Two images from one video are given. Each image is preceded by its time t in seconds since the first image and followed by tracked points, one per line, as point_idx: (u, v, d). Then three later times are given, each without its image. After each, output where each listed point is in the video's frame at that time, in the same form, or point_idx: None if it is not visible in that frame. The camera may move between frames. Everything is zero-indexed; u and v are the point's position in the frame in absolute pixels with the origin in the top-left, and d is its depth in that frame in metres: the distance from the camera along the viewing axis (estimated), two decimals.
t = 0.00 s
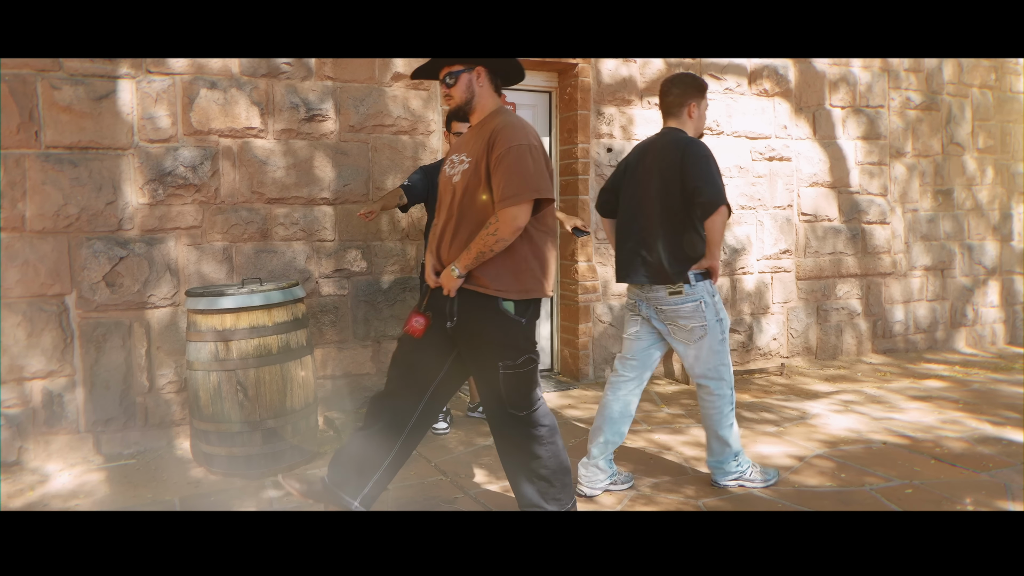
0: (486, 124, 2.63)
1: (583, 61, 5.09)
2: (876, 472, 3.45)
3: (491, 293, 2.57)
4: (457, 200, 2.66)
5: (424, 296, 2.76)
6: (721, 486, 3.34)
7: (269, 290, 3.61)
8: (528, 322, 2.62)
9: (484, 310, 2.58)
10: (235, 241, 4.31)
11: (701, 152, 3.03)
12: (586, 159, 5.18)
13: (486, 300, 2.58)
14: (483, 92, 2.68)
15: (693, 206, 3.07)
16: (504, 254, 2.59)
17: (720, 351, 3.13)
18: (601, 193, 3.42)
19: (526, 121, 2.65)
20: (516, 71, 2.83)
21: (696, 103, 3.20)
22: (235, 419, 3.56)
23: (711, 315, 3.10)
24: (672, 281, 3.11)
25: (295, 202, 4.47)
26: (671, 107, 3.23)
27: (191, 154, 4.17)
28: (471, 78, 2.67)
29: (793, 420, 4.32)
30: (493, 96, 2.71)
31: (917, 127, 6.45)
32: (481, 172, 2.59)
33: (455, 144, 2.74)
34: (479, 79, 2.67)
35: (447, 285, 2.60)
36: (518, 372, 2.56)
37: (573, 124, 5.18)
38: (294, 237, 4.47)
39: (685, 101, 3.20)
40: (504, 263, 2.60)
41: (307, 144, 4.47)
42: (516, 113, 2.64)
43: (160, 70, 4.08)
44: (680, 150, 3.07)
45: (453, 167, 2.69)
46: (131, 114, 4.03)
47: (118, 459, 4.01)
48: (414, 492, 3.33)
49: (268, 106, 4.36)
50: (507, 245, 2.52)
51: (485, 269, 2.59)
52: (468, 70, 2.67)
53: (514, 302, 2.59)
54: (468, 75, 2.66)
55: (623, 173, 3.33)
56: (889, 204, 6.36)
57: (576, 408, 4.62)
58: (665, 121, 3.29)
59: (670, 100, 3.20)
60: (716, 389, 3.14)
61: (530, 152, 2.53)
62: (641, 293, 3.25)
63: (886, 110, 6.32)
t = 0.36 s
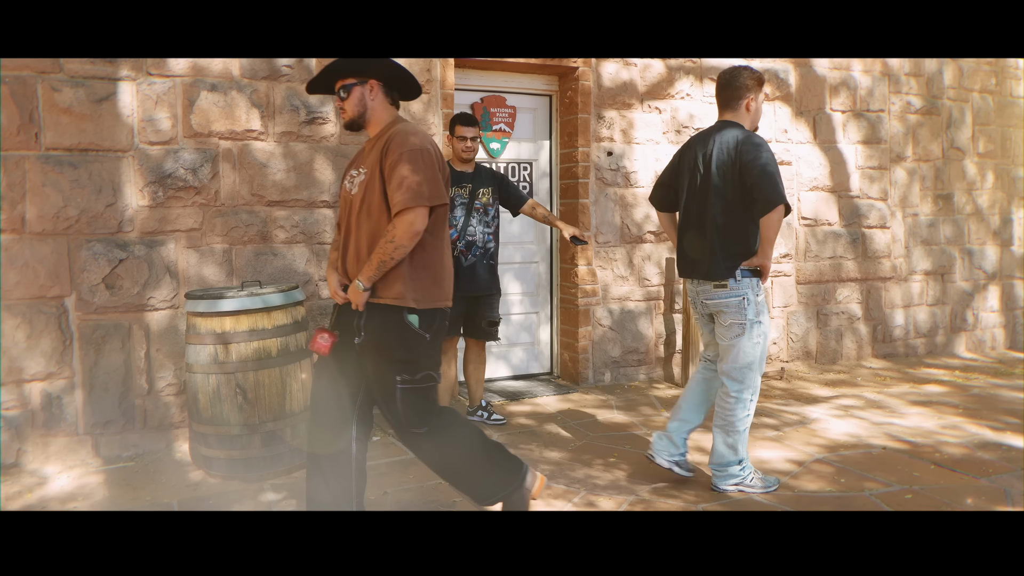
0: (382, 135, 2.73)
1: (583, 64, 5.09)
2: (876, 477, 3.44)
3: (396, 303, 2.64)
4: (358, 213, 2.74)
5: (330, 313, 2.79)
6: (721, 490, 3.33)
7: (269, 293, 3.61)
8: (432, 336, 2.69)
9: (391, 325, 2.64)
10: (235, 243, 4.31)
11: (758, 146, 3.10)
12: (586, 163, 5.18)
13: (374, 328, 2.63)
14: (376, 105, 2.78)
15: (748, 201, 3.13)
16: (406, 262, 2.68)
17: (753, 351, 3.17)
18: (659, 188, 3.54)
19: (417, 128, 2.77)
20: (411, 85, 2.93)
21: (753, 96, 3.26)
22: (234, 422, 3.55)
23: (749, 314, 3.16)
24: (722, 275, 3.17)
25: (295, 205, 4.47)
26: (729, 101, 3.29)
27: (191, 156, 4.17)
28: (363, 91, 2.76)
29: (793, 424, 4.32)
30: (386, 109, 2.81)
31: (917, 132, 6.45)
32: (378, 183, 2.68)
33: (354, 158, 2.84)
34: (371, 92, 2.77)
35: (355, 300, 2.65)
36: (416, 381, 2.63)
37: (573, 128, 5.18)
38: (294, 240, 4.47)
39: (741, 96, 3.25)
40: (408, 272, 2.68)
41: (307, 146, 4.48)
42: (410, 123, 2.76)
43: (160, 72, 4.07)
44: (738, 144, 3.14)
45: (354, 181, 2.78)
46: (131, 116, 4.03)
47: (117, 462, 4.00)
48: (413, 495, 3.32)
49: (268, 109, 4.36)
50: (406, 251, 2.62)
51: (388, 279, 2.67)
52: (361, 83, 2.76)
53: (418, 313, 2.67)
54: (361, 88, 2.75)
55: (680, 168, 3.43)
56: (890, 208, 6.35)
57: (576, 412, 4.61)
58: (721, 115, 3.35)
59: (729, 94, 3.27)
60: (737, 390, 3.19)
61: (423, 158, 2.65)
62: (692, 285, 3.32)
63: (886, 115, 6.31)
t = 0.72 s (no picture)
0: (336, 129, 2.87)
1: (584, 69, 5.09)
2: (876, 482, 3.43)
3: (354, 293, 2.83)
4: (315, 208, 2.93)
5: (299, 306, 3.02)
6: (721, 495, 3.32)
7: (268, 297, 3.61)
8: (382, 328, 2.87)
9: (340, 320, 2.84)
10: (234, 247, 4.31)
11: (771, 150, 3.08)
12: (586, 167, 5.19)
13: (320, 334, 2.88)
14: (330, 101, 2.93)
15: (765, 205, 3.11)
16: (364, 252, 2.85)
17: (769, 352, 3.18)
18: (677, 198, 3.54)
19: (370, 120, 2.90)
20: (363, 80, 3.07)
21: (762, 98, 3.25)
22: (233, 426, 3.55)
23: (768, 319, 3.17)
24: (745, 280, 3.17)
25: (295, 209, 4.47)
26: (738, 105, 3.28)
27: (191, 160, 4.17)
28: (317, 87, 2.91)
29: (793, 429, 4.31)
30: (340, 104, 2.95)
31: (917, 137, 6.46)
32: (334, 176, 2.84)
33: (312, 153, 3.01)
34: (326, 88, 2.91)
35: (316, 294, 2.86)
36: (350, 378, 2.79)
37: (573, 132, 5.19)
38: (294, 244, 4.47)
39: (751, 98, 3.25)
40: (367, 261, 2.86)
41: (308, 151, 4.48)
42: (360, 116, 2.90)
43: (160, 76, 4.08)
44: (750, 149, 3.13)
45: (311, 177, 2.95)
46: (131, 119, 4.03)
47: (116, 465, 3.99)
48: (412, 500, 3.31)
49: (269, 113, 4.36)
50: (361, 241, 2.77)
51: (348, 269, 2.85)
52: (315, 79, 2.90)
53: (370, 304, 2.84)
54: (314, 84, 2.90)
55: (694, 175, 3.43)
56: (890, 213, 6.35)
57: (576, 416, 4.60)
58: (731, 119, 3.35)
59: (737, 98, 3.26)
60: (749, 392, 3.18)
61: (373, 150, 2.78)
62: (716, 291, 3.33)
63: (886, 120, 6.32)
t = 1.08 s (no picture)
0: (319, 126, 2.86)
1: (584, 69, 5.09)
2: (875, 483, 3.43)
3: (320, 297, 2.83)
4: (291, 208, 2.94)
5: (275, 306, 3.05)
6: (720, 495, 3.31)
7: (267, 297, 3.61)
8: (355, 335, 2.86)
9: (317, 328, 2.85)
10: (233, 247, 4.31)
11: (774, 150, 3.08)
12: (586, 168, 5.18)
13: (301, 341, 2.87)
14: (325, 96, 2.92)
15: (769, 206, 3.11)
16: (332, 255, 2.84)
17: (768, 353, 3.18)
18: (677, 199, 3.54)
19: (353, 119, 2.87)
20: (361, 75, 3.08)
21: (764, 99, 3.25)
22: (232, 426, 3.54)
23: (768, 320, 3.17)
24: (748, 281, 3.16)
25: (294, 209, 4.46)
26: (741, 106, 3.28)
27: (190, 160, 4.17)
28: (314, 80, 2.90)
29: (793, 430, 4.30)
30: (335, 99, 2.95)
31: (917, 137, 6.46)
32: (308, 177, 2.84)
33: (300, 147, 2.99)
34: (323, 82, 2.91)
35: (284, 296, 2.88)
36: (333, 387, 2.79)
37: (573, 132, 5.18)
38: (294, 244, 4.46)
39: (754, 99, 3.25)
40: (336, 265, 2.85)
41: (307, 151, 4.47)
42: (346, 114, 2.88)
43: (159, 76, 4.07)
44: (753, 148, 3.13)
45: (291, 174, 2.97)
46: (130, 119, 4.03)
47: (113, 466, 3.99)
48: (411, 500, 3.31)
49: (268, 112, 4.36)
50: (325, 246, 2.76)
51: (315, 271, 2.86)
52: (313, 72, 2.89)
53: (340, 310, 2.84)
54: (312, 77, 2.89)
55: (695, 177, 3.43)
56: (889, 214, 6.35)
57: (575, 417, 4.59)
58: (733, 120, 3.35)
59: (739, 100, 3.27)
60: (749, 392, 3.18)
61: (347, 151, 2.75)
62: (715, 292, 3.31)
63: (886, 120, 6.32)
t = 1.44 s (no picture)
0: (314, 125, 2.85)
1: (583, 69, 5.09)
2: (876, 483, 3.42)
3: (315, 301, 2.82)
4: (286, 209, 2.92)
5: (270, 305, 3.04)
6: (720, 495, 3.30)
7: (266, 298, 3.61)
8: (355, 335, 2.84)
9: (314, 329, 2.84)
10: (233, 248, 4.31)
11: (776, 151, 3.08)
12: (586, 168, 5.18)
13: (300, 340, 2.87)
14: (321, 92, 2.90)
15: (771, 206, 3.11)
16: (327, 259, 2.83)
17: (767, 353, 3.17)
18: (677, 198, 3.54)
19: (348, 120, 2.85)
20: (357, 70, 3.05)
21: (769, 100, 3.25)
22: (232, 427, 3.54)
23: (767, 319, 3.17)
24: (748, 280, 3.16)
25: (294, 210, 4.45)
26: (746, 106, 3.27)
27: (190, 161, 4.17)
28: (309, 77, 2.88)
29: (793, 430, 4.30)
30: (330, 96, 2.92)
31: (917, 137, 6.45)
32: (304, 179, 2.83)
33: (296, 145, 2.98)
34: (318, 78, 2.88)
35: (279, 299, 2.88)
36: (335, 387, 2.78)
37: (573, 132, 5.18)
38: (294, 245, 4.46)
39: (758, 99, 3.24)
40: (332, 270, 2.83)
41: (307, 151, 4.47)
42: (343, 115, 2.86)
43: (159, 77, 4.07)
44: (757, 149, 3.12)
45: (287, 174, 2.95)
46: (130, 120, 4.03)
47: (113, 467, 3.98)
48: (411, 501, 3.30)
49: (268, 113, 4.36)
50: (321, 251, 2.75)
51: (310, 275, 2.85)
52: (309, 68, 2.87)
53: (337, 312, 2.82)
54: (307, 73, 2.87)
55: (697, 176, 3.42)
56: (889, 214, 6.35)
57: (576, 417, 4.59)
58: (737, 120, 3.34)
59: (743, 100, 3.26)
60: (747, 392, 3.18)
61: (343, 155, 2.74)
62: (714, 290, 3.31)
63: (886, 120, 6.32)
